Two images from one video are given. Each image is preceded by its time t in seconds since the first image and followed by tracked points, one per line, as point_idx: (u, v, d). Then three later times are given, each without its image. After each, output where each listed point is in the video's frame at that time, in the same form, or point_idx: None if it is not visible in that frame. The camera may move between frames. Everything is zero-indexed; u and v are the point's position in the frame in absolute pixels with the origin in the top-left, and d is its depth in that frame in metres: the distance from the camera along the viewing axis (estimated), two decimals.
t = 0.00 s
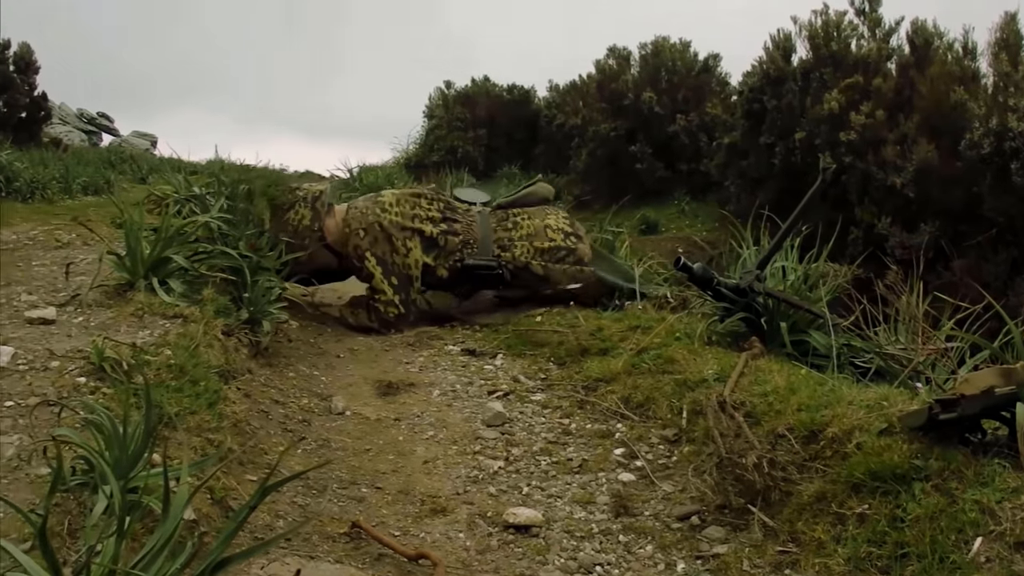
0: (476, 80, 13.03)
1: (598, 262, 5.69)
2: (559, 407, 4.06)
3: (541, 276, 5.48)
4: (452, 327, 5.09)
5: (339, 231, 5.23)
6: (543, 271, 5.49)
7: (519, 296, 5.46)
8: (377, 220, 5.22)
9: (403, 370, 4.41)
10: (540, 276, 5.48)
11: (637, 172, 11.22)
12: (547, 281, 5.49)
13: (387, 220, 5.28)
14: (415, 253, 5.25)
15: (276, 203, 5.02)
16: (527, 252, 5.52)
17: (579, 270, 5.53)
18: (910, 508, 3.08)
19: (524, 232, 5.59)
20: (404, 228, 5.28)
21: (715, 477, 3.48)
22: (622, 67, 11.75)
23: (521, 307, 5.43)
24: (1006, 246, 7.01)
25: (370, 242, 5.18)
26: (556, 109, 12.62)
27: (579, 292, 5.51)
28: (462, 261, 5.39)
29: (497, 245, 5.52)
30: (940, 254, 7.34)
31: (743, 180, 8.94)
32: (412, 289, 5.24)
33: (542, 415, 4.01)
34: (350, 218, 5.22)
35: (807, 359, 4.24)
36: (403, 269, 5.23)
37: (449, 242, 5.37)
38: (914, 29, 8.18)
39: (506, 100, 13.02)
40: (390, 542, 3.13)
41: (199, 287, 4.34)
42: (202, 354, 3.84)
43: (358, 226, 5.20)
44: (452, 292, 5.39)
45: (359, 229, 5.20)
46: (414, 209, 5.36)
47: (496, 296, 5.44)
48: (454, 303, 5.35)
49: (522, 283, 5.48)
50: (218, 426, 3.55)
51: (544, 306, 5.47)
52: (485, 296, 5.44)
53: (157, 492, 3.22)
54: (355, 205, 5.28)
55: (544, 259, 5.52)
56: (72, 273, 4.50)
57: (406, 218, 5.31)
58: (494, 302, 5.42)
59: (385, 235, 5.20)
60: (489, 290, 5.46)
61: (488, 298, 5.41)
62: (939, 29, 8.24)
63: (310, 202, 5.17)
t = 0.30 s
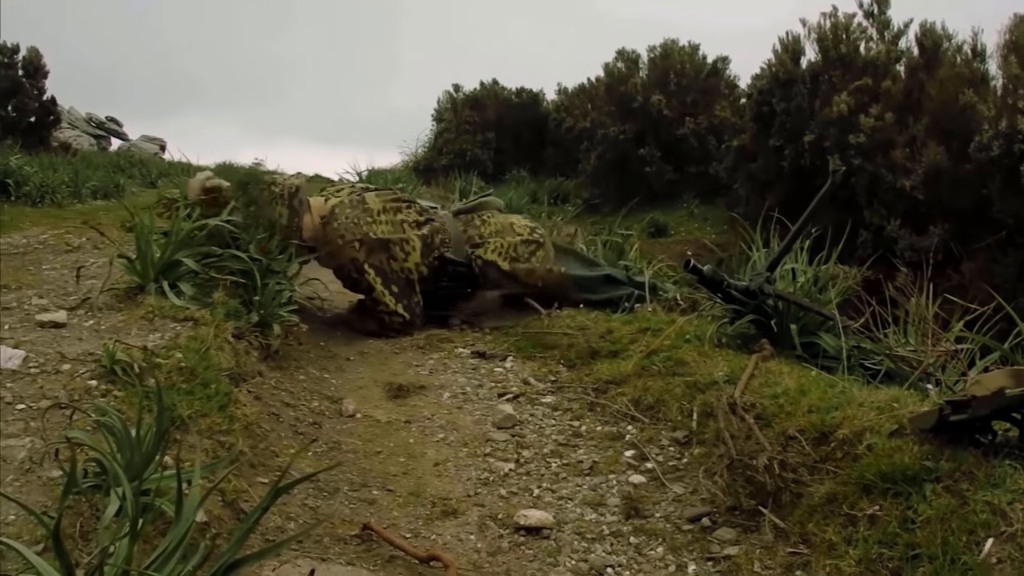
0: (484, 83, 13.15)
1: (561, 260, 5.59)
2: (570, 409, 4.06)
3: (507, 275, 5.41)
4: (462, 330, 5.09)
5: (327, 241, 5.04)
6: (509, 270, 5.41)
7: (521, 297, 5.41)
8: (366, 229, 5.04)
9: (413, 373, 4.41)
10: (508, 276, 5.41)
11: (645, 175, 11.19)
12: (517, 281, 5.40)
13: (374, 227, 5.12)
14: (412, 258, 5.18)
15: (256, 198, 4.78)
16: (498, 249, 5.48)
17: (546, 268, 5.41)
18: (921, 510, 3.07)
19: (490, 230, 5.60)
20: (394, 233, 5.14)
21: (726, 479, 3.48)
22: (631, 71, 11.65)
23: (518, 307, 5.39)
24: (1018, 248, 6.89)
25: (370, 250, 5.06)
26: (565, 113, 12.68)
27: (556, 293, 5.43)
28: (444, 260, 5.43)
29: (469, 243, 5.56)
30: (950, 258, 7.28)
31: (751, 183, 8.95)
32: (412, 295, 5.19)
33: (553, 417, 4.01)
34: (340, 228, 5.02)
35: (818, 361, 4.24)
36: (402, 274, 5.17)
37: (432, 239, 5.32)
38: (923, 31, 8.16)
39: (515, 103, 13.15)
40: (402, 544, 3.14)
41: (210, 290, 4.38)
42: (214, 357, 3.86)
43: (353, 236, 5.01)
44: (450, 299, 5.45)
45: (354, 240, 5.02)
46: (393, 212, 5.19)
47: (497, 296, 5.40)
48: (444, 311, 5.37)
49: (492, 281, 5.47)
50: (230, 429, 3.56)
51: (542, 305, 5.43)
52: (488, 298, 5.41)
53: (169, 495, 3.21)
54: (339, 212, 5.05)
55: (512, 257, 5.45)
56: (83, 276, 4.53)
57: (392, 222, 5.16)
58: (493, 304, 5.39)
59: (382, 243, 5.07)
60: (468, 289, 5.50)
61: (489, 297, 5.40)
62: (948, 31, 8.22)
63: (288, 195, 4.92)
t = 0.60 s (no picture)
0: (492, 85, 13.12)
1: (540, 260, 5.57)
2: (582, 413, 4.07)
3: (492, 267, 5.30)
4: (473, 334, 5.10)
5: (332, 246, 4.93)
6: (495, 264, 5.30)
7: (524, 296, 5.32)
8: (373, 232, 4.98)
9: (424, 376, 4.42)
10: (494, 269, 5.30)
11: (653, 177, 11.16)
12: (504, 277, 5.27)
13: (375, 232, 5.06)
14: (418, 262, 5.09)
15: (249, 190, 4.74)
16: (483, 244, 5.40)
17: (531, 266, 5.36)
18: (934, 513, 3.06)
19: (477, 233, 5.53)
20: (399, 235, 5.06)
21: (738, 482, 3.48)
22: (639, 72, 11.66)
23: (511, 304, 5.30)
24: None
25: (381, 252, 4.97)
26: (573, 115, 12.69)
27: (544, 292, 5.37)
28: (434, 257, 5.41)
29: (451, 244, 5.50)
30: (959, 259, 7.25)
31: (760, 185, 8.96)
32: (424, 297, 5.09)
33: (565, 421, 4.02)
34: (347, 232, 4.94)
35: (829, 364, 4.24)
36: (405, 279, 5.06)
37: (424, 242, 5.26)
38: (931, 32, 8.14)
39: (523, 106, 13.19)
40: (416, 548, 3.14)
41: (222, 294, 4.38)
42: (226, 361, 3.87)
43: (361, 240, 4.95)
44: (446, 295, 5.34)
45: (364, 243, 4.95)
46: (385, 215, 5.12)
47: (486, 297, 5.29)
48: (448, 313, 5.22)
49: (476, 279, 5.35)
50: (243, 434, 3.57)
51: (544, 310, 5.40)
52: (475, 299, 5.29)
53: (184, 501, 3.21)
54: (341, 218, 4.97)
55: (496, 252, 5.37)
56: (95, 281, 4.57)
57: (393, 227, 5.08)
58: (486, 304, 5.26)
59: (391, 246, 4.98)
60: (454, 287, 5.43)
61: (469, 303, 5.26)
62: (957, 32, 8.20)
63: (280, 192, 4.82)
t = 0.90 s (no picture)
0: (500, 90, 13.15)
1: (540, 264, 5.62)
2: (591, 420, 4.08)
3: (496, 269, 5.33)
4: (483, 340, 5.11)
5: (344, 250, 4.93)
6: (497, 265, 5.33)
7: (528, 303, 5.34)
8: (385, 237, 4.97)
9: (433, 383, 4.43)
10: (497, 270, 5.34)
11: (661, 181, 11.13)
12: (507, 280, 5.31)
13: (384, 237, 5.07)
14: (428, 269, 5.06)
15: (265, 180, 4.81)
16: (485, 246, 5.43)
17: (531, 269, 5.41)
18: (945, 520, 3.05)
19: (482, 239, 5.52)
20: (409, 241, 5.05)
21: (748, 489, 3.48)
22: (646, 76, 11.72)
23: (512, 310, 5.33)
24: None
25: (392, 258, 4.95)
26: (580, 119, 12.71)
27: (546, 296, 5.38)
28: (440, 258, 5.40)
29: (452, 243, 5.48)
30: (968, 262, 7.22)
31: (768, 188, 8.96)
32: (433, 305, 5.07)
33: (574, 428, 4.03)
34: (359, 237, 4.93)
35: (839, 369, 4.23)
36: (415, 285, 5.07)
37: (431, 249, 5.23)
38: (938, 35, 8.11)
39: (531, 110, 13.22)
40: (426, 557, 3.15)
41: (231, 302, 4.42)
42: (236, 369, 3.88)
43: (373, 245, 4.93)
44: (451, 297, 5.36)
45: (376, 249, 4.92)
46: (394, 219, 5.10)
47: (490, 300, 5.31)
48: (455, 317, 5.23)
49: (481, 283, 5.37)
50: (254, 442, 3.58)
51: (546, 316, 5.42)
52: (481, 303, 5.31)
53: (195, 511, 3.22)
54: (353, 220, 4.96)
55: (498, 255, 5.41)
56: (104, 288, 4.63)
57: (403, 231, 5.07)
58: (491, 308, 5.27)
59: (403, 252, 4.97)
60: (456, 288, 5.44)
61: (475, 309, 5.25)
62: (964, 34, 8.17)
63: (294, 188, 4.88)
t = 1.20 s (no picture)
0: (506, 97, 13.16)
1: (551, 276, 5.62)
2: (604, 427, 4.09)
3: (503, 281, 5.41)
4: (494, 347, 5.13)
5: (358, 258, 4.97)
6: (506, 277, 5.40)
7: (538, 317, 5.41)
8: (400, 246, 5.03)
9: (446, 392, 4.46)
10: (504, 283, 5.41)
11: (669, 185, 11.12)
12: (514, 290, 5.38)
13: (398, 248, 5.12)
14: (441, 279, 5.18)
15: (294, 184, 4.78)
16: (494, 257, 5.49)
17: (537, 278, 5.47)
18: (960, 524, 3.05)
19: (492, 249, 5.55)
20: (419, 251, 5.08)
21: (762, 496, 3.47)
22: (652, 81, 11.61)
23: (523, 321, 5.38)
24: None
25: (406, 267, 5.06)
26: (587, 124, 12.72)
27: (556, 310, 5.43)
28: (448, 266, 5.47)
29: (460, 250, 5.54)
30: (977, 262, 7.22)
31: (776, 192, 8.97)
32: (444, 314, 5.16)
33: (587, 435, 4.04)
34: (376, 245, 4.96)
35: (851, 374, 4.22)
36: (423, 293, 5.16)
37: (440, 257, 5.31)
38: (944, 36, 8.10)
39: (537, 117, 13.20)
40: (444, 567, 3.13)
41: (243, 314, 4.42)
42: (250, 382, 3.89)
43: (389, 253, 4.98)
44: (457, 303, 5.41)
45: (392, 257, 4.99)
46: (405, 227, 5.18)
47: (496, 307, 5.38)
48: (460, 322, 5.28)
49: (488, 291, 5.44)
50: (268, 454, 3.59)
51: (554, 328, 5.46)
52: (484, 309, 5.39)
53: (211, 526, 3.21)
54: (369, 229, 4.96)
55: (506, 265, 5.47)
56: (116, 301, 4.61)
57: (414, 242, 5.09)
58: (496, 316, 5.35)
59: (416, 262, 5.09)
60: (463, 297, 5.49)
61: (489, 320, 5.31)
62: (970, 35, 8.16)
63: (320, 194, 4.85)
